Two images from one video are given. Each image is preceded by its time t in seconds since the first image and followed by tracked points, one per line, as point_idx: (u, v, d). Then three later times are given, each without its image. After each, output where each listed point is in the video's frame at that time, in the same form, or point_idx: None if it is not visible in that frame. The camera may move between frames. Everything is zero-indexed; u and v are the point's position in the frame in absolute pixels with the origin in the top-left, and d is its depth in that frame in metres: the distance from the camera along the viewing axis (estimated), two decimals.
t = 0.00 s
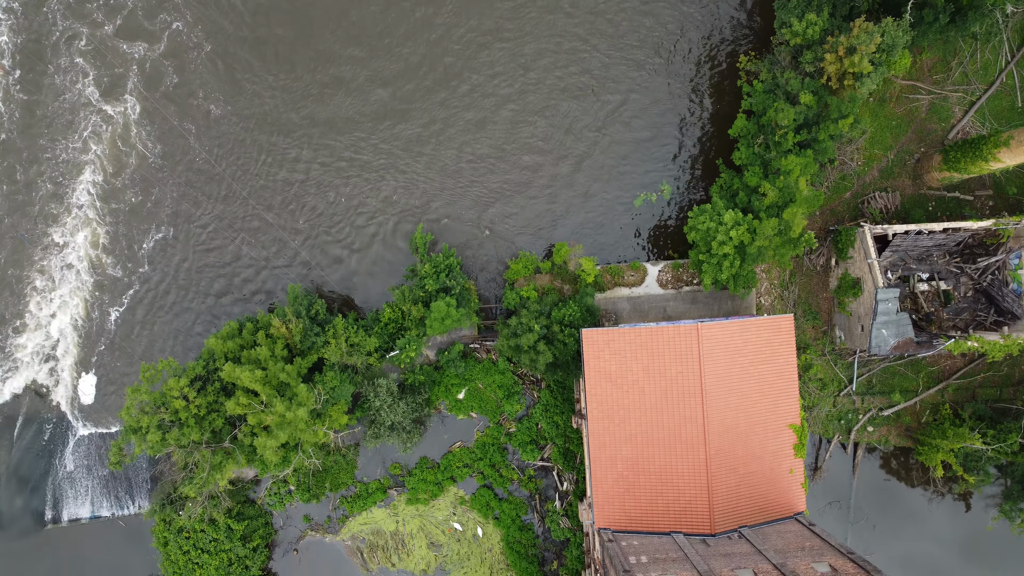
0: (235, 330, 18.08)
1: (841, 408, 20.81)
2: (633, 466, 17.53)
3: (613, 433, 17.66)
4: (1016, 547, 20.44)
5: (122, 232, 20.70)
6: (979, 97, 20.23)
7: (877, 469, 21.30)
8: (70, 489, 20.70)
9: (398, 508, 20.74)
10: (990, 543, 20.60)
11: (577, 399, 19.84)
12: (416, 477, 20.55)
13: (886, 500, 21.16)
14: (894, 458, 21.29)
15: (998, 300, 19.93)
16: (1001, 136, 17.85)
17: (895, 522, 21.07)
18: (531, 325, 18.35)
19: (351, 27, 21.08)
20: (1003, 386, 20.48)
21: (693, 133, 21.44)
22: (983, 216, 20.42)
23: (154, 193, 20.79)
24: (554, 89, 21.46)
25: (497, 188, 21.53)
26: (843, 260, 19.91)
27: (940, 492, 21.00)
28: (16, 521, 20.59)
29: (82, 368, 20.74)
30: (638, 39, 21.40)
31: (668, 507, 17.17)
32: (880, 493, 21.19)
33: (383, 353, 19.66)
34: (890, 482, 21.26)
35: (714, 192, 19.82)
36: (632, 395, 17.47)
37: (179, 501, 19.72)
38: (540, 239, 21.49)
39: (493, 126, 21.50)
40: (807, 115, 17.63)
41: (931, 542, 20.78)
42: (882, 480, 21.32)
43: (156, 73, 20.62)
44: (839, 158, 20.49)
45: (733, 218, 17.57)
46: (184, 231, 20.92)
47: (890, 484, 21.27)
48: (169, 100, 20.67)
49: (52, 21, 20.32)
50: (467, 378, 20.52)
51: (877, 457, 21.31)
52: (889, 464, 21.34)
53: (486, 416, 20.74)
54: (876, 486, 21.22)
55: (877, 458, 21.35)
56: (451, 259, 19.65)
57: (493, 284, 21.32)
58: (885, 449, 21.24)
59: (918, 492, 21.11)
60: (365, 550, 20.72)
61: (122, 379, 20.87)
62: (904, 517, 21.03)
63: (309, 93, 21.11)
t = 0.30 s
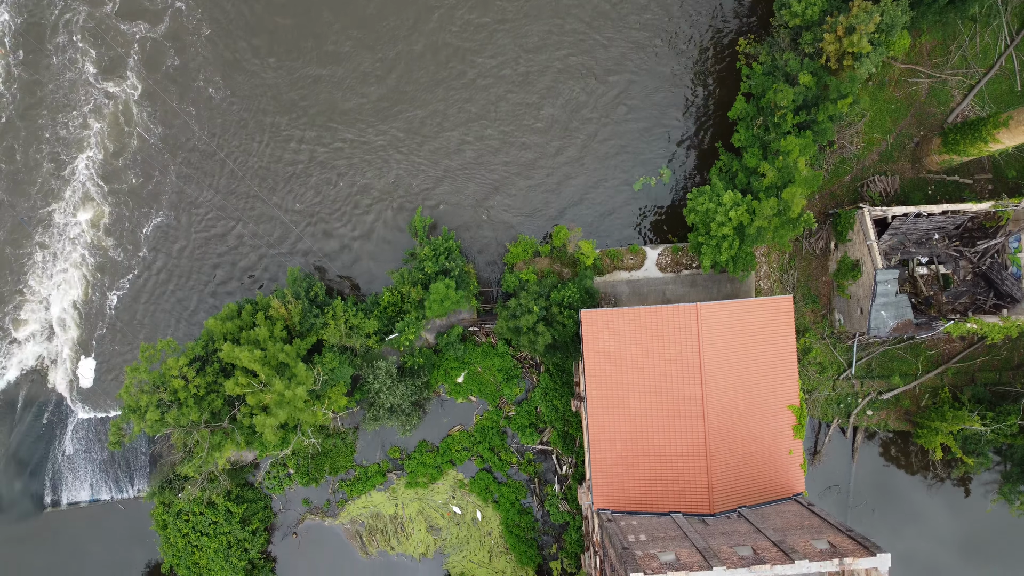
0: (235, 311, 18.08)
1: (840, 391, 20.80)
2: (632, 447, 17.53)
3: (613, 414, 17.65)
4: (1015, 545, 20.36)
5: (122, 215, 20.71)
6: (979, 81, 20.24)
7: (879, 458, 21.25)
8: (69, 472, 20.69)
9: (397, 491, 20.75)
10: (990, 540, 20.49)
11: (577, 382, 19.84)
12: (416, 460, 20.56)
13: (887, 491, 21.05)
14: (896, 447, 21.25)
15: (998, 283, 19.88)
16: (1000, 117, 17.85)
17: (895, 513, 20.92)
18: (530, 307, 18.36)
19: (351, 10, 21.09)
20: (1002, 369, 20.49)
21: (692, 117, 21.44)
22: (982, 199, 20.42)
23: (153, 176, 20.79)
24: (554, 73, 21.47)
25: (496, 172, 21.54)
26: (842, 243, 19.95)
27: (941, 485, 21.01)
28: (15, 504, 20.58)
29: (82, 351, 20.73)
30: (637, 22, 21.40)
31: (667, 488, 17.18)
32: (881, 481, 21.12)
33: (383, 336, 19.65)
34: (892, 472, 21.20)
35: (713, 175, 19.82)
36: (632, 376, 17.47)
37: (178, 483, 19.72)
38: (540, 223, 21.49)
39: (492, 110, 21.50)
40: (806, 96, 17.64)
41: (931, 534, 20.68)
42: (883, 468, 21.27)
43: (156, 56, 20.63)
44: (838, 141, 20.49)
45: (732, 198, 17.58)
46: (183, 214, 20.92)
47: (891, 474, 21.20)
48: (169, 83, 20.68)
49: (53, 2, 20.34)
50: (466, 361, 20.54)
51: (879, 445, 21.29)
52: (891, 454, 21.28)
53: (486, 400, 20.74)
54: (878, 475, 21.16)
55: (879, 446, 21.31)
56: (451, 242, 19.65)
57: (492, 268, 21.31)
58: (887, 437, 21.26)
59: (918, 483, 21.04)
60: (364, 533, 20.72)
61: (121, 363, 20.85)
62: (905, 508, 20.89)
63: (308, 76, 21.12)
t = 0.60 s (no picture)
0: (233, 292, 18.07)
1: (839, 375, 20.79)
2: (630, 427, 17.51)
3: (612, 395, 17.64)
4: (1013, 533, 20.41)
5: (120, 199, 20.72)
6: (978, 64, 20.22)
7: (878, 446, 21.23)
8: (68, 456, 20.70)
9: (395, 475, 20.75)
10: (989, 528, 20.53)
11: (575, 364, 19.84)
12: (414, 443, 20.54)
13: (886, 479, 21.07)
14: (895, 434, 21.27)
15: (996, 267, 19.96)
16: (999, 98, 17.84)
17: (894, 500, 20.96)
18: (529, 288, 18.37)
19: None
20: (1001, 352, 20.47)
21: (691, 101, 21.44)
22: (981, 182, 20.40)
23: (152, 159, 20.79)
24: (552, 56, 21.47)
25: (495, 156, 21.55)
26: (841, 226, 19.96)
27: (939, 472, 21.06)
28: (13, 487, 20.58)
29: (81, 335, 20.75)
30: (636, 6, 21.40)
31: (666, 468, 17.17)
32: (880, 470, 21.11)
33: (381, 318, 19.62)
34: (891, 459, 21.21)
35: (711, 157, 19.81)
36: (631, 356, 17.44)
37: (177, 466, 19.74)
38: (538, 207, 21.48)
39: (490, 94, 21.50)
40: (805, 76, 17.65)
41: (930, 521, 20.71)
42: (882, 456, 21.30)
43: (156, 38, 20.63)
44: (836, 124, 20.49)
45: (730, 179, 17.58)
46: (182, 198, 20.92)
47: (890, 461, 21.22)
48: (168, 66, 20.68)
49: None
50: (465, 345, 20.53)
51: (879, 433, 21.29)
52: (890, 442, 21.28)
53: (484, 383, 20.73)
54: (877, 463, 21.16)
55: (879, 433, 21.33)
56: (449, 225, 19.64)
57: (490, 252, 21.29)
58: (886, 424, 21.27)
59: (917, 471, 21.08)
60: (363, 517, 20.72)
61: (120, 346, 20.83)
62: (904, 496, 20.92)
63: (306, 60, 21.12)
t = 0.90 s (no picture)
0: (231, 273, 18.06)
1: (838, 357, 20.81)
2: (628, 407, 17.51)
3: (610, 375, 17.63)
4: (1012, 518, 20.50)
5: (119, 182, 20.73)
6: (977, 47, 20.21)
7: (877, 434, 21.19)
8: (67, 439, 20.71)
9: (394, 458, 20.76)
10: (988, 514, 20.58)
11: (574, 347, 19.85)
12: (413, 426, 20.53)
13: (886, 468, 21.01)
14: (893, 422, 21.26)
15: (995, 249, 20.07)
16: (998, 78, 17.81)
17: (893, 488, 20.98)
18: (527, 269, 18.36)
19: None
20: (1000, 335, 20.45)
21: (690, 84, 21.45)
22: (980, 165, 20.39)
23: (151, 142, 20.78)
24: (551, 40, 21.45)
25: (493, 139, 21.55)
26: (840, 208, 19.95)
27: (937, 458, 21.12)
28: (12, 470, 20.59)
29: (79, 318, 20.76)
30: None
31: (664, 447, 17.17)
32: (880, 459, 21.04)
33: (380, 301, 19.60)
34: (891, 449, 21.11)
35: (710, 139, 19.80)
36: (629, 336, 17.43)
37: (176, 448, 19.74)
38: (537, 190, 21.48)
39: (488, 77, 21.48)
40: (804, 56, 17.63)
41: (929, 508, 20.73)
42: (880, 444, 21.29)
43: (155, 20, 20.62)
44: (835, 107, 20.47)
45: (729, 158, 17.57)
46: (180, 181, 20.92)
47: (889, 450, 21.16)
48: (167, 48, 20.67)
49: None
50: (464, 328, 20.54)
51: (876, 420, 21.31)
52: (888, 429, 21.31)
53: (483, 366, 20.74)
54: (876, 452, 21.06)
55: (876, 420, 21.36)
56: (448, 207, 19.64)
57: (489, 235, 21.28)
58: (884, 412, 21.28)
59: (916, 459, 21.09)
60: (362, 500, 20.71)
61: (118, 329, 20.83)
62: (903, 484, 20.92)
63: (304, 43, 21.12)
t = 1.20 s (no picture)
0: (229, 253, 18.03)
1: (837, 340, 20.80)
2: (627, 387, 17.49)
3: (608, 354, 17.63)
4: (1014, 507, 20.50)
5: (118, 165, 20.73)
6: (975, 30, 20.20)
7: (877, 431, 21.12)
8: (65, 422, 20.70)
9: (393, 441, 20.77)
10: (989, 504, 20.58)
11: (572, 329, 19.85)
12: (412, 409, 20.53)
13: (887, 467, 20.92)
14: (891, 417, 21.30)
15: (994, 232, 19.91)
16: (996, 58, 17.81)
17: (894, 487, 20.91)
18: (526, 250, 18.34)
19: None
20: (999, 318, 20.44)
21: (689, 67, 21.46)
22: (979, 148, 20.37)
23: (150, 124, 20.79)
24: (549, 23, 21.45)
25: (492, 123, 21.54)
26: (839, 189, 19.92)
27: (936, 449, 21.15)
28: (10, 453, 20.58)
29: (78, 301, 20.77)
30: None
31: (662, 427, 17.15)
32: (881, 457, 20.96)
33: (378, 283, 19.56)
34: (892, 448, 20.99)
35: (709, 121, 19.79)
36: (628, 316, 17.39)
37: (175, 430, 19.74)
38: (535, 174, 21.47)
39: (487, 60, 21.48)
40: (802, 36, 17.59)
41: (931, 508, 20.63)
42: (880, 442, 21.24)
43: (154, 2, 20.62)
44: (833, 90, 20.48)
45: (727, 138, 17.56)
46: (179, 164, 20.92)
47: (890, 450, 21.06)
48: (166, 30, 20.67)
49: None
50: (462, 311, 20.54)
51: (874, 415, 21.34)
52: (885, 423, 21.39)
53: (482, 349, 20.74)
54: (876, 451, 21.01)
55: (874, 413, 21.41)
56: (446, 189, 19.63)
57: (487, 218, 21.27)
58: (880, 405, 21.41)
59: (916, 460, 21.06)
60: (360, 483, 20.71)
61: (117, 312, 20.84)
62: (905, 484, 20.84)
63: (303, 26, 21.11)
